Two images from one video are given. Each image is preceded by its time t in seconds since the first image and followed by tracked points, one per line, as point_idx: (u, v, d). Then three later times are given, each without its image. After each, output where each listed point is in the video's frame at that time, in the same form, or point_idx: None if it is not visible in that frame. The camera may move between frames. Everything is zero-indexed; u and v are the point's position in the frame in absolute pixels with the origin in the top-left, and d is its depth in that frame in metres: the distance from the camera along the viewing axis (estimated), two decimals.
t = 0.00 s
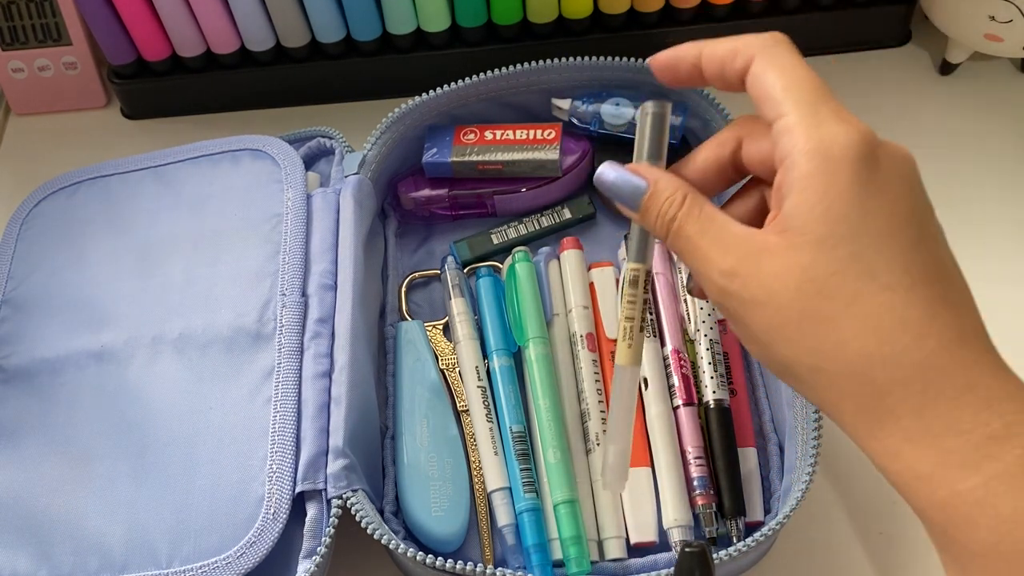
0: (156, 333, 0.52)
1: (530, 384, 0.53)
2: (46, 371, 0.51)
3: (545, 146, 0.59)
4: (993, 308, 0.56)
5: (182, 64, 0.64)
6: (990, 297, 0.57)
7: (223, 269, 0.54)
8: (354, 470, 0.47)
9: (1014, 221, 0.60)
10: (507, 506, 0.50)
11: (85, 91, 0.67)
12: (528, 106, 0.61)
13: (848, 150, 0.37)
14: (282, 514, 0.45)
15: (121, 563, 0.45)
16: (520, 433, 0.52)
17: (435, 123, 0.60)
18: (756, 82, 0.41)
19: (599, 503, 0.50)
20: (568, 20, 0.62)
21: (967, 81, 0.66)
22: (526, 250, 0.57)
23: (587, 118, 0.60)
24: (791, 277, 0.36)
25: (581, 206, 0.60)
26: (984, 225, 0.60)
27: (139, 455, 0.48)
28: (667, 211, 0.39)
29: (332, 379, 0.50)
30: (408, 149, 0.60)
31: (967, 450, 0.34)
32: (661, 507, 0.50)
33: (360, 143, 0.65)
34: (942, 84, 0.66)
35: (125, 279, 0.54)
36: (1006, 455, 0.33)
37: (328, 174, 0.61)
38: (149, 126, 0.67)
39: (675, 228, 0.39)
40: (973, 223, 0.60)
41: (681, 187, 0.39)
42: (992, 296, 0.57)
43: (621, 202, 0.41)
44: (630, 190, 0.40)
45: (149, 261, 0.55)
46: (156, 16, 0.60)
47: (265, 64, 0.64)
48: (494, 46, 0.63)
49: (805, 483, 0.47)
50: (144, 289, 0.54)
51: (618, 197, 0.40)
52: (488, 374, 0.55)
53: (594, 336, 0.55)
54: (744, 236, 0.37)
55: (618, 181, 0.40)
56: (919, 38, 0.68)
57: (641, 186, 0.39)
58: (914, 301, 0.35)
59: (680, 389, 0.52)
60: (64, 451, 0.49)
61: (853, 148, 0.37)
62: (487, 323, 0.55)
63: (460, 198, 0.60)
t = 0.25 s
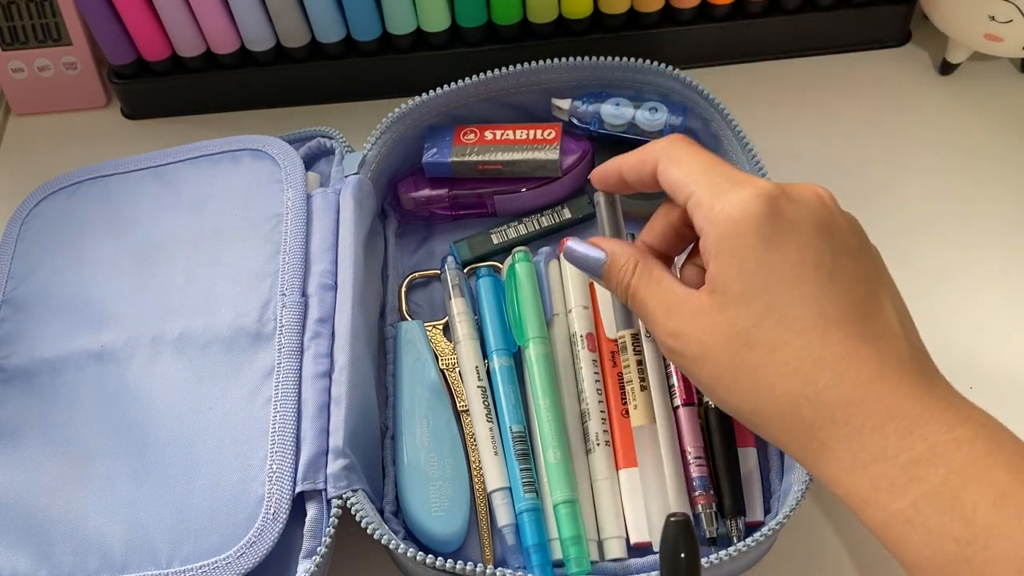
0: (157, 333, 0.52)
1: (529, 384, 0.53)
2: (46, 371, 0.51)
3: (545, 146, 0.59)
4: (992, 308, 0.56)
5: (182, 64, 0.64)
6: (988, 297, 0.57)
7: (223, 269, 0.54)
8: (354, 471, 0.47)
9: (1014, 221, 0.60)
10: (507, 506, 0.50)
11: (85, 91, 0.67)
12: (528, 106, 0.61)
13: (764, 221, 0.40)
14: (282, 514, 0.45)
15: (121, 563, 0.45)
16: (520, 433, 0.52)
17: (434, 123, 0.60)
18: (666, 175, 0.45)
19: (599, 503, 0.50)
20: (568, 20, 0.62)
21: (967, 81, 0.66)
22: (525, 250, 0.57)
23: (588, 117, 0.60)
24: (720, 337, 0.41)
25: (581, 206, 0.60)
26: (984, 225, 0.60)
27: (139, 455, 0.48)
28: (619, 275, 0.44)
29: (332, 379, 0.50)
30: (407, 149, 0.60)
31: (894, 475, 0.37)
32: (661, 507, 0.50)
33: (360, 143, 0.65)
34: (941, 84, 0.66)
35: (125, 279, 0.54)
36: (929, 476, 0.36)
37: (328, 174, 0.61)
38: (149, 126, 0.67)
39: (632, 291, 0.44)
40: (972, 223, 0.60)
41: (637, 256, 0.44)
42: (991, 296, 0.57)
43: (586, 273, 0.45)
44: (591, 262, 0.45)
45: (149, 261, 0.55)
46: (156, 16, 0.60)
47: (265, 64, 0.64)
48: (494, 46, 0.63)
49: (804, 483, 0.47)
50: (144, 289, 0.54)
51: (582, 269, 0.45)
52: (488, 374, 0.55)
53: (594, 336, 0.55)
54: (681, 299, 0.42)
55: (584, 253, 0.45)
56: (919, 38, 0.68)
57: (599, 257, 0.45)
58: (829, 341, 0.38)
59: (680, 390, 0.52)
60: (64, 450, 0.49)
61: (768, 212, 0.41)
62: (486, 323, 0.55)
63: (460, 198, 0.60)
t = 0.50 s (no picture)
0: (157, 333, 0.52)
1: (530, 384, 0.53)
2: (46, 371, 0.51)
3: (545, 146, 0.59)
4: (992, 308, 0.57)
5: (182, 64, 0.64)
6: (989, 297, 0.57)
7: (223, 269, 0.54)
8: (354, 470, 0.47)
9: (1013, 221, 0.60)
10: (507, 506, 0.50)
11: (85, 91, 0.67)
12: (528, 106, 0.61)
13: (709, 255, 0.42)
14: (282, 514, 0.45)
15: (121, 563, 0.45)
16: (520, 433, 0.52)
17: (434, 123, 0.60)
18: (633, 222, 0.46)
19: (599, 503, 0.51)
20: (568, 20, 0.62)
21: (967, 81, 0.66)
22: (525, 250, 0.57)
23: (587, 118, 0.60)
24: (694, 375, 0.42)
25: (581, 206, 0.60)
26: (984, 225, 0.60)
27: (139, 455, 0.48)
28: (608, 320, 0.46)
29: (332, 379, 0.50)
30: (407, 149, 0.60)
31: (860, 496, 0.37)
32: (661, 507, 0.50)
33: (360, 143, 0.66)
34: (941, 84, 0.66)
35: (125, 279, 0.54)
36: (896, 495, 0.36)
37: (328, 174, 0.61)
38: (149, 126, 0.67)
39: (616, 330, 0.46)
40: (972, 223, 0.60)
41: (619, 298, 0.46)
42: (991, 296, 0.57)
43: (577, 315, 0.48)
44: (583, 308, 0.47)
45: (149, 260, 0.55)
46: (156, 16, 0.60)
47: (265, 65, 0.64)
48: (494, 46, 0.63)
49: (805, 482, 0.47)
50: (144, 289, 0.54)
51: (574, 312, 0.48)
52: (488, 374, 0.55)
53: (594, 336, 0.54)
54: (656, 333, 0.43)
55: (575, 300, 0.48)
56: (918, 38, 0.68)
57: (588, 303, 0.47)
58: (790, 365, 0.39)
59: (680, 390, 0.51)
60: (64, 450, 0.49)
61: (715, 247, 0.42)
62: (487, 323, 0.55)
63: (460, 198, 0.61)
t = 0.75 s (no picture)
0: (157, 333, 0.52)
1: (530, 384, 0.53)
2: (46, 371, 0.51)
3: (545, 146, 0.59)
4: (992, 308, 0.57)
5: (182, 64, 0.64)
6: (989, 297, 0.57)
7: (223, 270, 0.54)
8: (354, 470, 0.47)
9: (1014, 221, 0.60)
10: (507, 506, 0.50)
11: (85, 91, 0.67)
12: (528, 106, 0.61)
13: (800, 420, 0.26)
14: (282, 514, 0.45)
15: (121, 563, 0.45)
16: (520, 433, 0.52)
17: (434, 123, 0.60)
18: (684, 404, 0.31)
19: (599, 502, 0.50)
20: (568, 20, 0.62)
21: (966, 81, 0.66)
22: (526, 251, 0.57)
23: (587, 118, 0.59)
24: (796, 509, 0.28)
25: (581, 206, 0.60)
26: (984, 225, 0.60)
27: (139, 455, 0.48)
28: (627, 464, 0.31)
29: (332, 379, 0.50)
30: (407, 149, 0.60)
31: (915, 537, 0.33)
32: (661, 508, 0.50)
33: (360, 143, 0.66)
34: (941, 84, 0.66)
35: (124, 279, 0.54)
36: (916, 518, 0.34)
37: (328, 174, 0.61)
38: (149, 126, 0.67)
39: (676, 491, 0.30)
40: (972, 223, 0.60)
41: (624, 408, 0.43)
42: (991, 296, 0.57)
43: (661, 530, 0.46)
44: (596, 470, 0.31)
45: (150, 261, 0.55)
46: (156, 16, 0.60)
47: (265, 65, 0.64)
48: (494, 46, 0.63)
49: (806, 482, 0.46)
50: (144, 289, 0.54)
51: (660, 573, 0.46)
52: (488, 374, 0.55)
53: (594, 336, 0.54)
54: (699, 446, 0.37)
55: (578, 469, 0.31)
56: (918, 37, 0.68)
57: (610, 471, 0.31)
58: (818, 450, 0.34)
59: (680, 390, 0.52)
60: (64, 450, 0.49)
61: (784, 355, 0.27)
62: (487, 323, 0.55)
63: (460, 198, 0.61)
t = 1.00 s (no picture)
0: (157, 333, 0.52)
1: (530, 384, 0.53)
2: (46, 371, 0.51)
3: (545, 146, 0.59)
4: (993, 308, 0.57)
5: (182, 64, 0.64)
6: (989, 297, 0.57)
7: (223, 270, 0.54)
8: (354, 470, 0.47)
9: (1014, 221, 0.60)
10: (507, 506, 0.50)
11: (85, 91, 0.67)
12: (528, 106, 0.61)
13: None
14: (282, 514, 0.45)
15: (121, 563, 0.45)
16: (520, 433, 0.52)
17: (435, 123, 0.60)
18: None
19: (599, 502, 0.51)
20: (568, 20, 0.62)
21: (967, 82, 0.66)
22: (525, 251, 0.57)
23: (587, 118, 0.59)
24: None
25: (581, 206, 0.60)
26: (984, 225, 0.60)
27: (139, 455, 0.48)
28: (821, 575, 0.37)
29: (332, 379, 0.50)
30: (407, 149, 0.60)
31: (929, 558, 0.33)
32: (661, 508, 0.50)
33: (360, 143, 0.66)
34: (941, 84, 0.66)
35: (124, 279, 0.54)
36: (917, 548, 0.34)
37: (328, 174, 0.61)
38: (149, 126, 0.67)
39: None
40: (972, 223, 0.60)
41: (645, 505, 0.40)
42: (992, 296, 0.57)
43: None
44: None
45: (149, 260, 0.55)
46: (156, 16, 0.60)
47: (265, 65, 0.64)
48: (494, 46, 0.63)
49: (804, 482, 0.47)
50: (144, 289, 0.54)
51: None
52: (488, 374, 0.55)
53: (594, 336, 0.54)
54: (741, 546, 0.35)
55: None
56: (918, 38, 0.68)
57: None
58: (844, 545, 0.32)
59: (680, 390, 0.52)
60: (64, 450, 0.49)
61: None
62: (487, 323, 0.55)
63: (460, 198, 0.60)
